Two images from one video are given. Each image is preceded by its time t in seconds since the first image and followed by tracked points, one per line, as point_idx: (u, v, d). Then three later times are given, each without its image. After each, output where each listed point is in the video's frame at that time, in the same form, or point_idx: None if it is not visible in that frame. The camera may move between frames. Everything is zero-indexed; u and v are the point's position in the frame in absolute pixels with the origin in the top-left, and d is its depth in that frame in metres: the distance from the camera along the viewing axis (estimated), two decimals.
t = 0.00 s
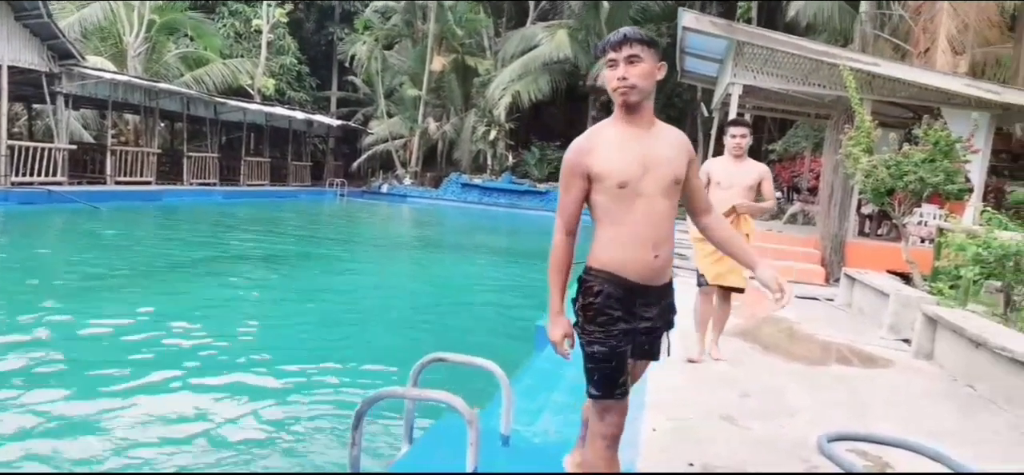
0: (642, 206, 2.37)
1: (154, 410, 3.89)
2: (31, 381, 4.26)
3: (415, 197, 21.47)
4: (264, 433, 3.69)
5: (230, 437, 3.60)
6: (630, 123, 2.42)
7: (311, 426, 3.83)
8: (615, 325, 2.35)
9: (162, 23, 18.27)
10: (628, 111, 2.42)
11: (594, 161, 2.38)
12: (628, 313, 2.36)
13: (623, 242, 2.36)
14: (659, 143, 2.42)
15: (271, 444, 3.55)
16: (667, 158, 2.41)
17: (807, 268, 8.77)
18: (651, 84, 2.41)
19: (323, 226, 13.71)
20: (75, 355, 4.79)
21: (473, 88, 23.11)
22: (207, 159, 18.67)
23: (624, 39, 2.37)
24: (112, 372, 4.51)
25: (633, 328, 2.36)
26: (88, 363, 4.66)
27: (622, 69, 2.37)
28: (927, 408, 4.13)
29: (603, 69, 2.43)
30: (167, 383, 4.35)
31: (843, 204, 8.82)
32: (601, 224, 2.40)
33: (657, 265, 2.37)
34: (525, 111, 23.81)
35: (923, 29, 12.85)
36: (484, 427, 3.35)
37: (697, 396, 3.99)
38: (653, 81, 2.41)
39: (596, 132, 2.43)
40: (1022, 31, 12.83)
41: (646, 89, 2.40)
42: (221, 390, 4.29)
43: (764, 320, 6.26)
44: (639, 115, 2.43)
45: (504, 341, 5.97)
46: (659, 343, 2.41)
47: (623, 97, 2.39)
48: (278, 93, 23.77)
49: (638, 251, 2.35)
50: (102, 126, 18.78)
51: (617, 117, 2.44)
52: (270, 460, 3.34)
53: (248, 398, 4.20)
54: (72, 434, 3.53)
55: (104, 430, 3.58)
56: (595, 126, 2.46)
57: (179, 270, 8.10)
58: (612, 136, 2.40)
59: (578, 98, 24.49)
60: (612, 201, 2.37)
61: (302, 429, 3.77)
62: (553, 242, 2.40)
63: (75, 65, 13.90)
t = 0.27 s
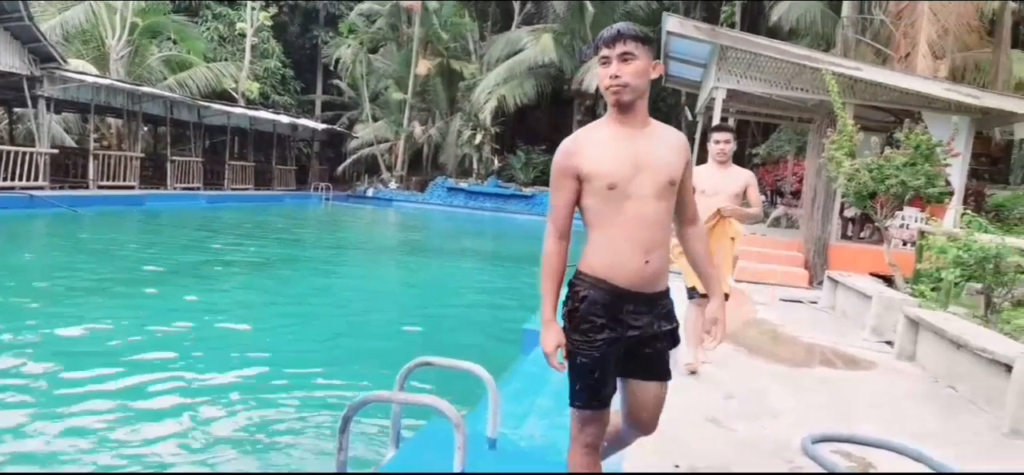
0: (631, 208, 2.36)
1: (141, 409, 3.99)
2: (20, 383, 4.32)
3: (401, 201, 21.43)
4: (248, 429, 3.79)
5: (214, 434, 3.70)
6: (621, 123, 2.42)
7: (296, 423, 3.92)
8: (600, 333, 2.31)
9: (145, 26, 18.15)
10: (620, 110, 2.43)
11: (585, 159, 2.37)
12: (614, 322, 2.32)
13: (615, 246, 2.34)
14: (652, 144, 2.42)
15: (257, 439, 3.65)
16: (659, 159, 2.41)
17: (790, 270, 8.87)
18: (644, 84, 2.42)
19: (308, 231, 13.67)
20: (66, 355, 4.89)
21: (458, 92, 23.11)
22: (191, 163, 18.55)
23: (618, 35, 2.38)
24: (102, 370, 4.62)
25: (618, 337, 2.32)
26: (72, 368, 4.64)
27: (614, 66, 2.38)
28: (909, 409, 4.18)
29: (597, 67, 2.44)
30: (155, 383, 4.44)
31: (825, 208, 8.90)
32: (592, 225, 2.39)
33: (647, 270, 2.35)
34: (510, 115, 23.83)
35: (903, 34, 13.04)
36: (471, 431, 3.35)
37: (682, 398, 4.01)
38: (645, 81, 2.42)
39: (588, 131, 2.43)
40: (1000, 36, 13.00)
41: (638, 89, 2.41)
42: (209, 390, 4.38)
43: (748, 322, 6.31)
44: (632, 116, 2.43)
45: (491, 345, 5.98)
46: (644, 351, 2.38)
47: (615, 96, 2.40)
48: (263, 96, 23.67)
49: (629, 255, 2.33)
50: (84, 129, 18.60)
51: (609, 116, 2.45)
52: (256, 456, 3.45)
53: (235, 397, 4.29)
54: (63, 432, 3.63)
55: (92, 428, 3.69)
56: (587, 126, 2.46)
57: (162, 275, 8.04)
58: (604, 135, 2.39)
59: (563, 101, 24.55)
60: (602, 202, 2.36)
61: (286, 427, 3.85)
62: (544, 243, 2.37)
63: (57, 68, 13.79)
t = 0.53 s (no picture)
0: (621, 211, 2.27)
1: (128, 409, 4.09)
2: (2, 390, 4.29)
3: (386, 204, 21.41)
4: (229, 431, 3.86)
5: (195, 435, 3.78)
6: (616, 123, 2.33)
7: (278, 424, 3.98)
8: (585, 340, 2.24)
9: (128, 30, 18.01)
10: (616, 110, 2.33)
11: (576, 158, 2.28)
12: (600, 328, 2.24)
13: (603, 251, 2.27)
14: (646, 147, 2.33)
15: (240, 440, 3.73)
16: (653, 162, 2.32)
17: (774, 272, 8.94)
18: (641, 84, 2.32)
19: (292, 234, 13.63)
20: (57, 356, 4.98)
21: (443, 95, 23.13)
22: (174, 167, 18.44)
23: (618, 31, 2.28)
24: (93, 370, 4.72)
25: (605, 343, 2.24)
26: (56, 374, 4.61)
27: (612, 64, 2.29)
28: (893, 408, 4.23)
29: (594, 63, 2.34)
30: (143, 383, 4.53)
31: (808, 210, 8.97)
32: (580, 227, 2.31)
33: (635, 276, 2.26)
34: (495, 118, 23.87)
35: (884, 37, 13.09)
36: (459, 433, 3.35)
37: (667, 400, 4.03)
38: (643, 81, 2.33)
39: (582, 129, 2.34)
40: (978, 40, 13.19)
41: (635, 89, 2.32)
42: (195, 391, 4.46)
43: (732, 324, 6.35)
44: (627, 116, 2.34)
45: (477, 348, 5.99)
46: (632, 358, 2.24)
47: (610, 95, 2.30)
48: (246, 100, 23.59)
49: (617, 261, 2.25)
50: (65, 133, 18.44)
51: (604, 115, 2.35)
52: (237, 455, 3.53)
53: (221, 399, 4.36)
54: (46, 440, 3.61)
55: (79, 427, 3.79)
56: (582, 123, 2.37)
57: (146, 280, 7.99)
58: (599, 134, 2.30)
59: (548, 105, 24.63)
60: (592, 204, 2.27)
61: (267, 427, 3.93)
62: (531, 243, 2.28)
63: (38, 72, 13.68)
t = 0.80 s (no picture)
0: (609, 214, 2.21)
1: (110, 408, 4.14)
2: None
3: (371, 207, 21.37)
4: (209, 430, 3.91)
5: (174, 433, 3.83)
6: (611, 121, 2.27)
7: (260, 424, 4.02)
8: (568, 350, 2.23)
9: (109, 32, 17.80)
10: (611, 108, 2.27)
11: (567, 156, 2.21)
12: (584, 336, 2.22)
13: (590, 255, 2.21)
14: (640, 149, 2.26)
15: (224, 443, 3.73)
16: (646, 166, 2.25)
17: (756, 273, 9.02)
18: (639, 84, 2.26)
19: (277, 237, 13.58)
20: (42, 358, 4.99)
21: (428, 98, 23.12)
22: (156, 170, 18.30)
23: (620, 26, 2.22)
24: (79, 370, 4.78)
25: (590, 352, 2.22)
26: (38, 378, 4.58)
27: (611, 60, 2.22)
28: (875, 408, 4.27)
29: (593, 59, 2.27)
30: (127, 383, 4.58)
31: (790, 212, 9.05)
32: (567, 228, 2.25)
33: (619, 283, 2.20)
34: (479, 121, 23.87)
35: (866, 40, 12.94)
36: (445, 435, 3.37)
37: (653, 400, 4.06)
38: (641, 81, 2.26)
39: (575, 125, 2.28)
40: (957, 44, 13.35)
41: (632, 88, 2.25)
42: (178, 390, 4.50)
43: (716, 324, 6.39)
44: (622, 116, 2.28)
45: (462, 350, 6.00)
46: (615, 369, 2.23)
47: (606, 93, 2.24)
48: (229, 102, 23.46)
49: (602, 267, 2.20)
50: (45, 136, 18.22)
51: (600, 112, 2.29)
52: (217, 454, 3.58)
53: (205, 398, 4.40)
54: (26, 444, 3.59)
55: (60, 431, 3.77)
56: (575, 120, 2.30)
57: (130, 283, 7.94)
58: (592, 133, 2.24)
59: (532, 107, 24.68)
60: (579, 205, 2.21)
61: (248, 426, 3.97)
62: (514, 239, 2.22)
63: (17, 74, 13.52)
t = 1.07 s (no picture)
0: (598, 221, 2.12)
1: (91, 405, 4.16)
2: None
3: (355, 207, 21.30)
4: (192, 428, 3.93)
5: (154, 430, 3.85)
6: (606, 123, 2.18)
7: (242, 421, 4.05)
8: (551, 361, 2.17)
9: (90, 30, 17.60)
10: (607, 110, 2.18)
11: (557, 158, 2.13)
12: (568, 348, 2.15)
13: (576, 263, 2.13)
14: (635, 154, 2.17)
15: (207, 443, 3.72)
16: (641, 172, 2.16)
17: (739, 273, 9.08)
18: (637, 85, 2.17)
19: (260, 237, 13.52)
20: (23, 360, 4.96)
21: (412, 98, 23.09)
22: (138, 170, 18.14)
23: (620, 24, 2.14)
24: (63, 369, 4.80)
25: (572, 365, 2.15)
26: (18, 380, 4.54)
27: (609, 59, 2.14)
28: (855, 406, 4.32)
29: (589, 57, 2.19)
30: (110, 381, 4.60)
31: (773, 211, 9.11)
32: (555, 234, 2.17)
33: (606, 295, 2.12)
34: (464, 121, 23.86)
35: (847, 42, 13.06)
36: (429, 435, 3.37)
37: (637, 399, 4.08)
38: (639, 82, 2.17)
39: (569, 125, 2.20)
40: (937, 46, 13.51)
41: (630, 89, 2.16)
42: (161, 388, 4.52)
43: (699, 324, 6.44)
44: (619, 118, 2.19)
45: (447, 350, 6.00)
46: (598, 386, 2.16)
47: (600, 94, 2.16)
48: (212, 102, 23.30)
49: (588, 277, 2.12)
50: (25, 136, 18.02)
51: (595, 113, 2.20)
52: (198, 451, 3.61)
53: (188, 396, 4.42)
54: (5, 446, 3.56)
55: (40, 432, 3.75)
56: (571, 119, 2.22)
57: (112, 284, 7.89)
58: (584, 134, 2.16)
59: (517, 107, 24.70)
60: (567, 211, 2.13)
61: (229, 425, 3.99)
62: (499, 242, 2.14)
63: None
